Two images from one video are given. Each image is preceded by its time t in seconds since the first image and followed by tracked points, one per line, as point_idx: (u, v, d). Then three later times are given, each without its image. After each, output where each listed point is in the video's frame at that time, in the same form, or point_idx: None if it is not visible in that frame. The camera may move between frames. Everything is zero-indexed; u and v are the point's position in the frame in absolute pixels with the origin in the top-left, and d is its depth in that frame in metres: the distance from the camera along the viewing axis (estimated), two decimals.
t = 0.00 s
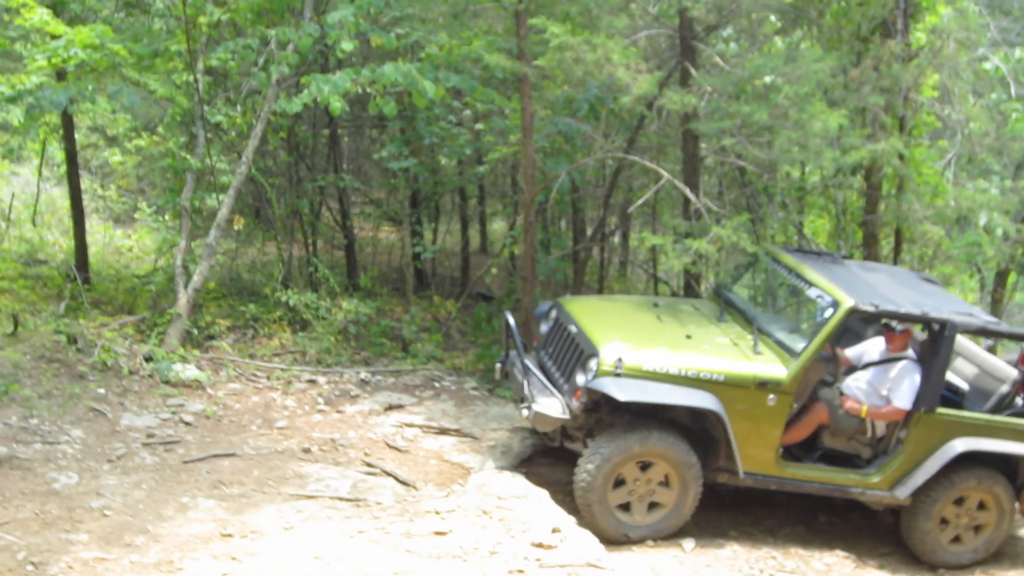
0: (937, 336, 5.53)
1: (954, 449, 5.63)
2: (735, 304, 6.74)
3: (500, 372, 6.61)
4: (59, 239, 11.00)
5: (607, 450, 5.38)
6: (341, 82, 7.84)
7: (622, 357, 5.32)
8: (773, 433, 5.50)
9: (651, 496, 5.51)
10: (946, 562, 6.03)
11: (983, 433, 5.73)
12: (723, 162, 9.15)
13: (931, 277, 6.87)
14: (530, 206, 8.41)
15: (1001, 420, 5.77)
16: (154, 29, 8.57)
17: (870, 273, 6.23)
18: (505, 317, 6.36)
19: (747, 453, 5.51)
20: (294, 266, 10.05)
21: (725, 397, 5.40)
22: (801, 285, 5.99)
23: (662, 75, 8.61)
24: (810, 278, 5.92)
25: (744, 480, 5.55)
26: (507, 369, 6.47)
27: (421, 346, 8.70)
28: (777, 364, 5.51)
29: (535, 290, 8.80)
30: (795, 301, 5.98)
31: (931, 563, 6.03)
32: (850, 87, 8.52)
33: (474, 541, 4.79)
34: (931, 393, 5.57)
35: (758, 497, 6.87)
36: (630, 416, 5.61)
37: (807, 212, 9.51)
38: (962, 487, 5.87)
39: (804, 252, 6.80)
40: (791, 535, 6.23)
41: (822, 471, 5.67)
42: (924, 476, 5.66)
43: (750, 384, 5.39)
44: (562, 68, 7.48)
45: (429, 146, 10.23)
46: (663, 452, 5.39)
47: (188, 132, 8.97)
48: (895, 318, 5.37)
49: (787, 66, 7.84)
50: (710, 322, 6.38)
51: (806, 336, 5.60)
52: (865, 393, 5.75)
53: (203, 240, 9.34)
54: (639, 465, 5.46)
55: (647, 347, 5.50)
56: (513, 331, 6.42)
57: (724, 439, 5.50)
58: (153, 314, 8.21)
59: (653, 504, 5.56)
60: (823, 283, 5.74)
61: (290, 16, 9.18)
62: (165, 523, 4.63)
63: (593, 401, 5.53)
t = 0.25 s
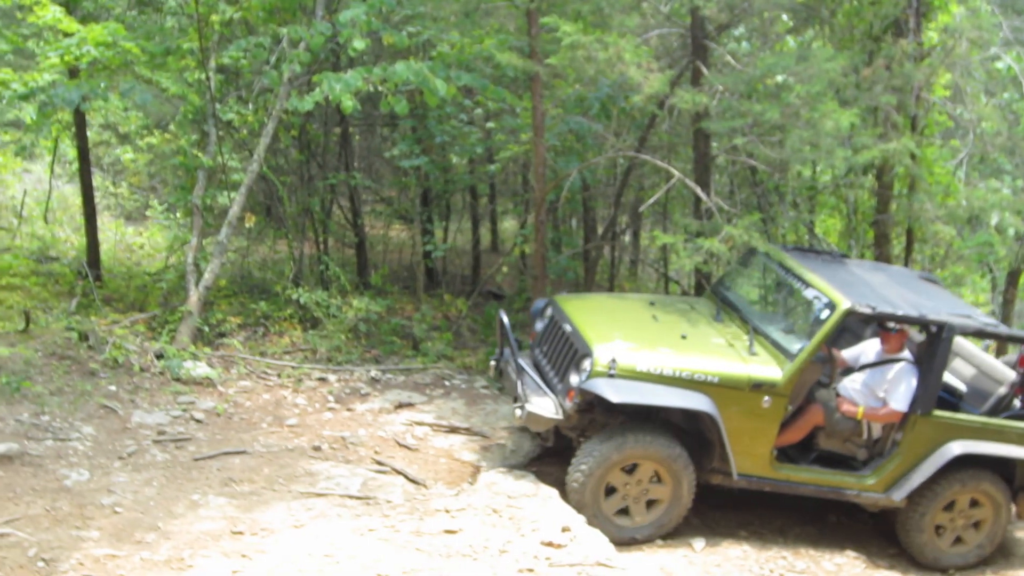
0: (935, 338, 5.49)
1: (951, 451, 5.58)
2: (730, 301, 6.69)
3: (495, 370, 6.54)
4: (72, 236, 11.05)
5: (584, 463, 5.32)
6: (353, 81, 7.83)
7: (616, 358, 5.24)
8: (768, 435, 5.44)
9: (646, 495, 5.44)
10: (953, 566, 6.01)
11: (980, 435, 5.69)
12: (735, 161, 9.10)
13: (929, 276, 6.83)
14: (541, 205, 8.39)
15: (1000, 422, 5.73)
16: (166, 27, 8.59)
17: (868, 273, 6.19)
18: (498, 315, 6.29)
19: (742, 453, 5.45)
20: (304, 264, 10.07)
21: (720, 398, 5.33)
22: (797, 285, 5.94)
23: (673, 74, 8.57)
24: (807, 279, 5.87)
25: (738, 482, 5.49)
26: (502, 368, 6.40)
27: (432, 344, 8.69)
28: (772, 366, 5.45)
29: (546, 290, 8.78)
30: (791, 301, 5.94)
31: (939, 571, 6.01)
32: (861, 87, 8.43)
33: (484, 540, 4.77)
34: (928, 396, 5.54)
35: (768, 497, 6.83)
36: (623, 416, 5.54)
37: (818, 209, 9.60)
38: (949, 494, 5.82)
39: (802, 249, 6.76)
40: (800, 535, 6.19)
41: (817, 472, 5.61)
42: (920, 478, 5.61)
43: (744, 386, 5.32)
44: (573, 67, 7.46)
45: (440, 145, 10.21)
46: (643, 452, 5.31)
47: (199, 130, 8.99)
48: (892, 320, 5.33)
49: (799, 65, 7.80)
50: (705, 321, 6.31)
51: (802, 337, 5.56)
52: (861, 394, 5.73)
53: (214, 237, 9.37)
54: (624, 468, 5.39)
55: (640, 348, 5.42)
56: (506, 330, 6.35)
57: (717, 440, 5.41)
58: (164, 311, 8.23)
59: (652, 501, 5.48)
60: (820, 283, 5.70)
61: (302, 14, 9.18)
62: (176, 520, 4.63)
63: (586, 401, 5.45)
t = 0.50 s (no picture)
0: (933, 338, 5.39)
1: (950, 452, 5.51)
2: (728, 300, 6.62)
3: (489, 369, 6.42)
4: (85, 236, 11.10)
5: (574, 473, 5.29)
6: (365, 81, 7.84)
7: (612, 359, 5.22)
8: (765, 435, 5.39)
9: (646, 491, 5.37)
10: (963, 567, 5.96)
11: (979, 437, 5.62)
12: (747, 163, 9.06)
13: (929, 277, 6.78)
14: (553, 205, 8.37)
15: (1002, 423, 5.67)
16: (179, 28, 8.61)
17: (866, 273, 6.12)
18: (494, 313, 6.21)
19: (739, 453, 5.40)
20: (317, 264, 10.08)
21: (717, 398, 5.29)
22: (796, 285, 5.87)
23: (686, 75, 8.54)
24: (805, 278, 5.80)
25: (736, 483, 5.45)
26: (496, 367, 6.29)
27: (443, 345, 8.68)
28: (770, 366, 5.40)
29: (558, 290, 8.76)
30: (789, 301, 5.89)
31: None
32: (874, 88, 8.34)
33: (496, 541, 4.75)
34: (926, 397, 5.46)
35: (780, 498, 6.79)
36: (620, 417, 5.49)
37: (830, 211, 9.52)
38: (939, 502, 5.76)
39: (801, 251, 6.71)
40: (812, 538, 6.15)
41: (815, 473, 5.57)
42: (919, 480, 5.55)
43: (741, 386, 5.28)
44: (586, 67, 7.44)
45: (452, 145, 10.22)
46: (631, 451, 5.24)
47: (212, 130, 9.02)
48: (891, 320, 5.25)
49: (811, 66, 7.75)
50: (704, 322, 6.26)
51: (800, 337, 5.49)
52: (857, 395, 5.71)
53: (226, 237, 9.39)
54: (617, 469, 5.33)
55: (637, 348, 5.39)
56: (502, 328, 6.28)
57: (713, 440, 5.36)
58: (176, 311, 8.25)
59: (654, 496, 5.41)
60: (818, 283, 5.64)
61: (314, 15, 9.19)
62: (188, 520, 4.64)
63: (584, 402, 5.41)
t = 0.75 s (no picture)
0: (932, 331, 5.41)
1: (949, 446, 5.46)
2: (727, 298, 6.62)
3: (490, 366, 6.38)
4: (89, 241, 11.10)
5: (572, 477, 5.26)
6: (370, 83, 7.82)
7: (615, 347, 5.17)
8: (767, 426, 5.34)
9: (650, 480, 5.32)
10: (969, 563, 5.93)
11: (978, 431, 5.59)
12: (753, 164, 9.02)
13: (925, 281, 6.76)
14: (557, 207, 8.35)
15: (998, 418, 5.64)
16: (183, 31, 8.60)
17: (865, 271, 6.14)
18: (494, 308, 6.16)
19: (740, 444, 5.36)
20: (322, 267, 10.06)
21: (719, 388, 5.24)
22: (794, 280, 5.89)
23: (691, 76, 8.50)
24: (804, 273, 5.82)
25: (738, 474, 5.42)
26: (497, 363, 6.24)
27: (448, 347, 8.66)
28: (771, 358, 5.37)
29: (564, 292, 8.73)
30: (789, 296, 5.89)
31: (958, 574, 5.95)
32: (879, 89, 8.31)
33: (502, 543, 4.72)
34: (926, 389, 5.44)
35: (787, 498, 6.76)
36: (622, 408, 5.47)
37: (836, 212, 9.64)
38: (934, 503, 5.72)
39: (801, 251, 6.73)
40: (819, 538, 6.12)
41: (816, 467, 5.51)
42: (918, 473, 5.48)
43: (744, 376, 5.24)
44: (591, 70, 7.41)
45: (457, 147, 10.20)
46: (626, 445, 5.19)
47: (216, 134, 9.02)
48: (890, 312, 5.28)
49: (816, 67, 7.75)
50: (704, 318, 6.23)
51: (800, 331, 5.49)
52: (858, 389, 5.81)
53: (231, 241, 9.38)
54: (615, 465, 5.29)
55: (640, 338, 5.34)
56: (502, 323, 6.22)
57: (716, 431, 5.35)
58: (181, 315, 8.24)
59: (659, 484, 5.36)
60: (817, 277, 5.66)
61: (319, 18, 9.18)
62: (194, 524, 4.62)
63: (585, 391, 5.37)
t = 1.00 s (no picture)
0: (904, 292, 5.57)
1: (920, 403, 5.62)
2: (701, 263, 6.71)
3: (467, 325, 6.48)
4: (65, 216, 11.02)
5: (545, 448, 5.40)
6: (348, 58, 7.76)
7: (591, 302, 5.26)
8: (741, 381, 5.45)
9: (623, 431, 5.41)
10: (944, 519, 6.10)
11: (949, 390, 5.74)
12: (731, 135, 9.06)
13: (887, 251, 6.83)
14: (536, 178, 8.39)
15: (972, 378, 5.80)
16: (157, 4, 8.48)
17: (840, 237, 6.27)
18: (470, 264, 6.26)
19: (715, 401, 5.45)
20: (301, 241, 10.00)
21: (694, 343, 5.34)
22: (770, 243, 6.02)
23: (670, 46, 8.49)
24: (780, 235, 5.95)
25: (711, 429, 5.49)
26: (474, 322, 6.35)
27: (429, 318, 8.72)
28: (746, 314, 5.49)
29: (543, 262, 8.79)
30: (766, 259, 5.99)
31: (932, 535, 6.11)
32: (859, 60, 8.37)
33: (484, 509, 4.78)
34: (898, 347, 5.56)
35: (764, 462, 6.89)
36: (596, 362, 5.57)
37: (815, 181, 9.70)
38: (898, 472, 5.85)
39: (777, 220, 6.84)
40: (796, 499, 6.26)
41: (789, 424, 5.62)
42: (891, 430, 5.64)
43: (718, 331, 5.34)
44: (570, 41, 7.40)
45: (437, 120, 10.17)
46: (588, 405, 5.26)
47: (194, 108, 8.95)
48: (864, 271, 5.43)
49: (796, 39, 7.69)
50: (679, 279, 6.34)
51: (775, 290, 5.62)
52: (831, 347, 5.88)
53: (208, 215, 9.35)
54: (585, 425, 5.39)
55: (616, 294, 5.44)
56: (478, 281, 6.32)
57: (690, 386, 5.44)
58: (159, 290, 8.23)
59: (633, 433, 5.45)
60: (793, 239, 5.79)
61: None
62: (175, 496, 4.68)
63: (559, 345, 5.46)
